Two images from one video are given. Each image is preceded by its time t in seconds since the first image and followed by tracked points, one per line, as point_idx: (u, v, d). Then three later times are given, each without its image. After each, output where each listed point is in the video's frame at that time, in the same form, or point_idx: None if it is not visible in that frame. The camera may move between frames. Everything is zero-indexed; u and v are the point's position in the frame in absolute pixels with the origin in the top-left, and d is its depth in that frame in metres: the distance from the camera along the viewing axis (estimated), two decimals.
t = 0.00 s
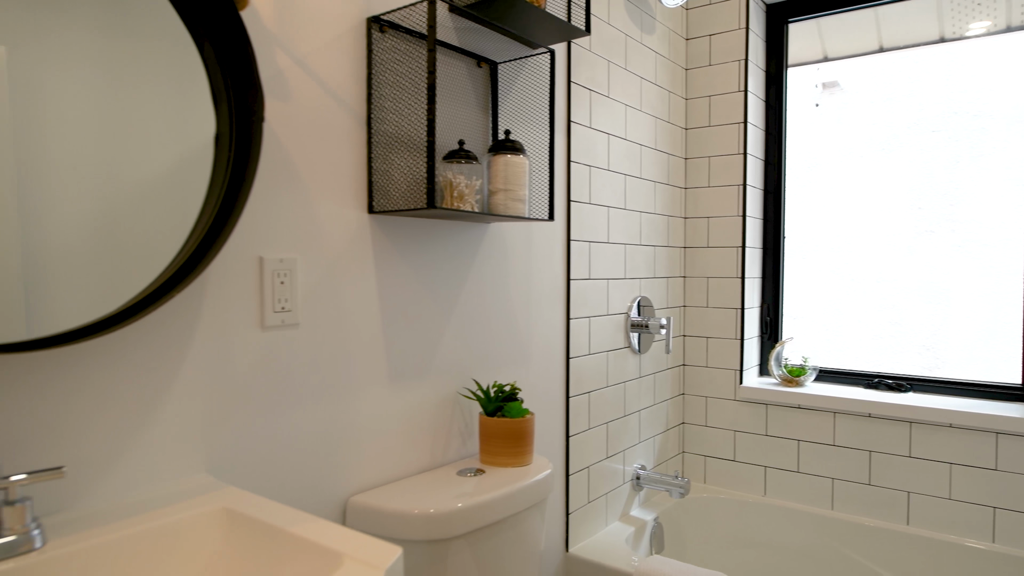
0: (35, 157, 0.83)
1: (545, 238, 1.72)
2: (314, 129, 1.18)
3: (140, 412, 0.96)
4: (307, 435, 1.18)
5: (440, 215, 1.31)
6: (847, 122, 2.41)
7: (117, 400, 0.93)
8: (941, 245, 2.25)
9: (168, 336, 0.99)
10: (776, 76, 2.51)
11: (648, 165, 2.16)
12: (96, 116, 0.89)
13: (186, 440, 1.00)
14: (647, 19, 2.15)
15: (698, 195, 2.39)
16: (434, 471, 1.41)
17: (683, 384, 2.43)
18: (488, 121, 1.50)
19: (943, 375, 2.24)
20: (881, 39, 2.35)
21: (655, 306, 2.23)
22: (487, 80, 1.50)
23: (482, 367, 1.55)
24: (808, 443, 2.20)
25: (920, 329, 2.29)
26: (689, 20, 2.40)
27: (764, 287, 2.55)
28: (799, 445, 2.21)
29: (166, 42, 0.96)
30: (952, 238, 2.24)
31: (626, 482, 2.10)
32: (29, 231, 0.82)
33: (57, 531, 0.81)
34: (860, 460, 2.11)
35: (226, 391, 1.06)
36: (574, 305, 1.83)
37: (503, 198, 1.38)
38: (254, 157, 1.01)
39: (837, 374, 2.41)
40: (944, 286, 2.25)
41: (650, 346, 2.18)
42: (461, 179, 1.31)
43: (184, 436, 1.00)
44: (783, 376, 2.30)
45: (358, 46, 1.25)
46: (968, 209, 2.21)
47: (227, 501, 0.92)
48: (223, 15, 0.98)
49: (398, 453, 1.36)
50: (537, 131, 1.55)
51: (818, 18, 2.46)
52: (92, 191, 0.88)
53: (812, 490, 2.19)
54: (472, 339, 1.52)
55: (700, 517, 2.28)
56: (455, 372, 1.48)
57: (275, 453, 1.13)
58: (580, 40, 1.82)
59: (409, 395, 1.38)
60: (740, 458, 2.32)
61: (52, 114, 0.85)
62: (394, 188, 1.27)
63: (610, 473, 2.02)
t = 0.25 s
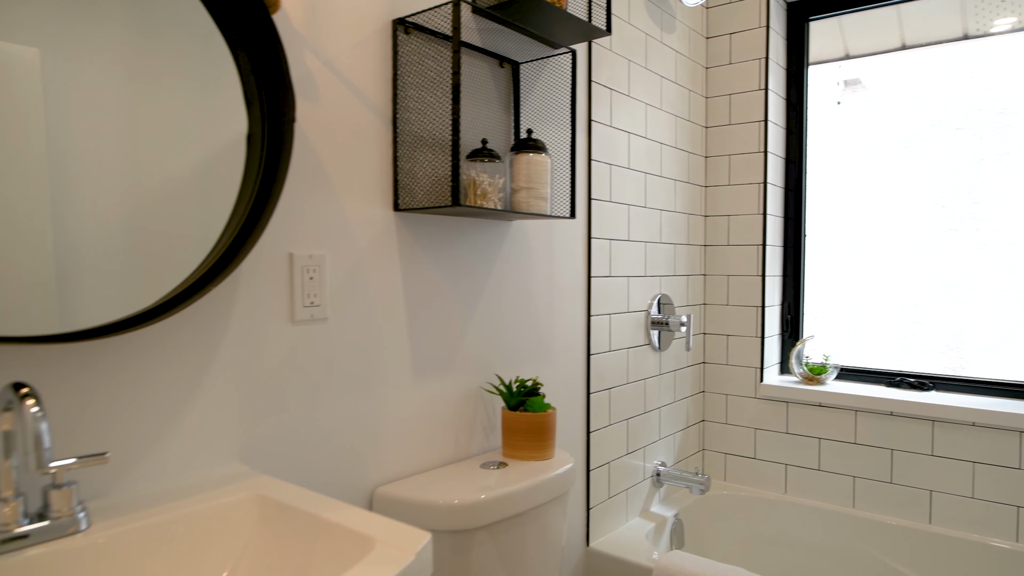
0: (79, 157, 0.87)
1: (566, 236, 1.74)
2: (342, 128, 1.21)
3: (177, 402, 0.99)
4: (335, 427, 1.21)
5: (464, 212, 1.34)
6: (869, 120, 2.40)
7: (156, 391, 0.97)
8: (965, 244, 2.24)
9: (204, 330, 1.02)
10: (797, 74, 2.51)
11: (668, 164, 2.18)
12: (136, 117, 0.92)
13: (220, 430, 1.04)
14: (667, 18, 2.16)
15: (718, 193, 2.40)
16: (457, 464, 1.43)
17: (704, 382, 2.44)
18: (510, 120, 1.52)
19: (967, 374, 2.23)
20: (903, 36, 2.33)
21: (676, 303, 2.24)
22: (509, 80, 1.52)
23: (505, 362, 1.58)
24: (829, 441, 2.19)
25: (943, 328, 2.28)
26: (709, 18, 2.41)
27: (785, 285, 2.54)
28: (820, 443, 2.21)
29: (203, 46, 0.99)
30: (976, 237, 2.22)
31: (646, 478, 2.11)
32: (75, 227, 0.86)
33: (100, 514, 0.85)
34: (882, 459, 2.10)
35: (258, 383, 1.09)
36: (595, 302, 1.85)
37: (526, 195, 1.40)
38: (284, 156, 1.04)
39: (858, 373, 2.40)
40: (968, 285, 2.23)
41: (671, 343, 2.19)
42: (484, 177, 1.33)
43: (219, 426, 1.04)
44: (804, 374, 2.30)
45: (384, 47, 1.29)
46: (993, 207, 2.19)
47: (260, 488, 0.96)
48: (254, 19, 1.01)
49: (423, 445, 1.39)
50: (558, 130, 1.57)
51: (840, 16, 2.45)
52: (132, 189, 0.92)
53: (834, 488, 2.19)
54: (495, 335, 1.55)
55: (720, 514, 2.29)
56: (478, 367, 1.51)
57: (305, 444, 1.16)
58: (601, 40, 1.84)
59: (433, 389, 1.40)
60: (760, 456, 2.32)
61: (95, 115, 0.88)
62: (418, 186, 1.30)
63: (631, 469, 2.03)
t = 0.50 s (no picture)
0: (119, 154, 0.89)
1: (584, 234, 1.76)
2: (364, 129, 1.24)
3: (207, 395, 1.02)
4: (358, 421, 1.24)
5: (483, 211, 1.36)
6: (887, 118, 2.40)
7: (187, 383, 1.00)
8: (986, 243, 2.23)
9: (232, 325, 1.05)
10: (814, 72, 2.51)
11: (685, 163, 2.19)
12: (173, 116, 0.95)
13: (248, 422, 1.07)
14: (684, 18, 2.17)
15: (735, 191, 2.40)
16: (477, 459, 1.46)
17: (720, 380, 2.44)
18: (528, 120, 1.54)
19: (987, 373, 2.21)
20: (922, 34, 2.32)
21: (692, 302, 2.25)
22: (528, 80, 1.54)
23: (523, 359, 1.60)
24: (847, 440, 2.19)
25: (963, 327, 2.27)
26: (726, 17, 2.42)
27: (802, 283, 2.54)
28: (838, 441, 2.21)
29: (232, 49, 1.02)
30: (997, 235, 2.21)
31: (663, 475, 2.13)
32: (114, 222, 0.89)
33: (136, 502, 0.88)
34: (901, 457, 2.09)
35: (284, 377, 1.12)
36: (612, 300, 1.87)
37: (544, 194, 1.42)
38: (310, 156, 1.07)
39: (876, 371, 2.39)
40: (989, 283, 2.22)
41: (688, 341, 2.20)
42: (503, 176, 1.35)
43: (247, 418, 1.07)
44: (821, 372, 2.30)
45: (405, 49, 1.31)
46: (1014, 205, 2.18)
47: (287, 479, 0.98)
48: (281, 19, 1.04)
49: (443, 440, 1.41)
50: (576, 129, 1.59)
51: (858, 14, 2.45)
52: (167, 186, 0.95)
53: (851, 487, 2.19)
54: (513, 331, 1.57)
55: (737, 512, 2.29)
56: (497, 363, 1.53)
57: (329, 437, 1.19)
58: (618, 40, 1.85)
59: (453, 385, 1.43)
60: (777, 454, 2.33)
61: (134, 114, 0.91)
62: (439, 185, 1.32)
63: (647, 467, 2.05)
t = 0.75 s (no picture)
0: (156, 151, 0.93)
1: (602, 232, 1.78)
2: (388, 129, 1.27)
3: (239, 388, 1.05)
4: (382, 415, 1.27)
5: (504, 209, 1.39)
6: (906, 114, 2.39)
7: (221, 376, 1.03)
8: (1007, 240, 2.22)
9: (262, 320, 1.08)
10: (832, 70, 2.51)
11: (702, 161, 2.20)
12: (206, 114, 0.99)
13: (278, 415, 1.10)
14: (700, 16, 2.18)
15: (752, 189, 2.41)
16: (497, 453, 1.48)
17: (738, 378, 2.45)
18: (547, 119, 1.56)
19: (1008, 371, 2.20)
20: (942, 30, 2.31)
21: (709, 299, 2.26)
22: (546, 80, 1.56)
23: (542, 355, 1.62)
24: (865, 437, 2.19)
25: (984, 326, 2.26)
26: (742, 15, 2.42)
27: (820, 281, 2.54)
28: (856, 439, 2.21)
29: (262, 53, 1.05)
30: (1018, 232, 2.20)
31: (680, 472, 2.14)
32: (151, 219, 0.92)
33: (175, 490, 0.91)
34: (920, 455, 2.09)
35: (312, 371, 1.15)
36: (630, 297, 1.89)
37: (563, 192, 1.45)
38: (337, 155, 1.10)
39: (895, 369, 2.39)
40: (1010, 281, 2.21)
41: (705, 339, 2.21)
42: (523, 174, 1.37)
43: (277, 411, 1.10)
44: (839, 370, 2.30)
45: (427, 50, 1.34)
46: None
47: (316, 469, 1.01)
48: (308, 20, 1.07)
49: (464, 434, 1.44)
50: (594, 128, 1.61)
51: (876, 11, 2.44)
52: (201, 184, 0.98)
53: (870, 485, 2.19)
54: (533, 328, 1.59)
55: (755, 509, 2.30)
56: (517, 359, 1.56)
57: (355, 431, 1.22)
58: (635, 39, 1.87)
59: (474, 380, 1.46)
60: (795, 452, 2.33)
61: (170, 113, 0.95)
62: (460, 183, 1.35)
63: (664, 463, 2.06)
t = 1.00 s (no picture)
0: (189, 148, 0.96)
1: (615, 230, 1.81)
2: (407, 129, 1.30)
3: (264, 381, 1.09)
4: (401, 409, 1.30)
5: (519, 207, 1.41)
6: (920, 112, 2.39)
7: (247, 369, 1.06)
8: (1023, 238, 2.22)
9: (286, 315, 1.11)
10: (844, 67, 2.52)
11: (713, 159, 2.21)
12: (235, 113, 1.02)
13: (301, 407, 1.13)
14: (712, 15, 2.19)
15: (764, 187, 2.42)
16: (512, 447, 1.51)
17: (749, 375, 2.46)
18: (562, 118, 1.59)
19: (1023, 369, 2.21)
20: (956, 27, 2.32)
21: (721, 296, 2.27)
22: (561, 80, 1.59)
23: (556, 351, 1.65)
24: (878, 435, 2.21)
25: (999, 324, 2.26)
26: (754, 13, 2.43)
27: (833, 278, 2.55)
28: (869, 436, 2.22)
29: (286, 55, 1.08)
30: None
31: (692, 468, 2.16)
32: (182, 216, 0.95)
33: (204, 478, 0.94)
34: (933, 452, 2.10)
35: (334, 365, 1.18)
36: (643, 294, 1.91)
37: (578, 190, 1.47)
38: (359, 155, 1.13)
39: (908, 367, 2.40)
40: None
41: (716, 336, 2.22)
42: (538, 173, 1.40)
43: (300, 403, 1.13)
44: (852, 368, 2.30)
45: (445, 52, 1.37)
46: None
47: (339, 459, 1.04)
48: (332, 20, 1.10)
49: (480, 428, 1.46)
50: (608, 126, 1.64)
51: (889, 8, 2.45)
52: (228, 182, 1.01)
53: (883, 481, 2.20)
54: (547, 324, 1.62)
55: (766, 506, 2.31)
56: (532, 355, 1.58)
57: (375, 424, 1.25)
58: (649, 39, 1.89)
59: (490, 375, 1.48)
60: (807, 449, 2.34)
61: (202, 112, 0.98)
62: (477, 182, 1.38)
63: (676, 459, 2.08)
